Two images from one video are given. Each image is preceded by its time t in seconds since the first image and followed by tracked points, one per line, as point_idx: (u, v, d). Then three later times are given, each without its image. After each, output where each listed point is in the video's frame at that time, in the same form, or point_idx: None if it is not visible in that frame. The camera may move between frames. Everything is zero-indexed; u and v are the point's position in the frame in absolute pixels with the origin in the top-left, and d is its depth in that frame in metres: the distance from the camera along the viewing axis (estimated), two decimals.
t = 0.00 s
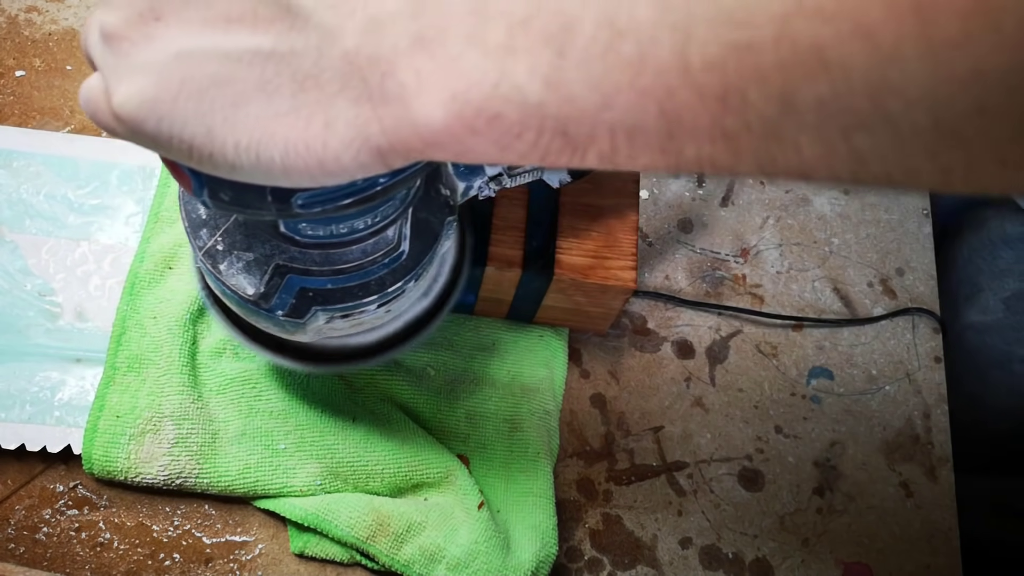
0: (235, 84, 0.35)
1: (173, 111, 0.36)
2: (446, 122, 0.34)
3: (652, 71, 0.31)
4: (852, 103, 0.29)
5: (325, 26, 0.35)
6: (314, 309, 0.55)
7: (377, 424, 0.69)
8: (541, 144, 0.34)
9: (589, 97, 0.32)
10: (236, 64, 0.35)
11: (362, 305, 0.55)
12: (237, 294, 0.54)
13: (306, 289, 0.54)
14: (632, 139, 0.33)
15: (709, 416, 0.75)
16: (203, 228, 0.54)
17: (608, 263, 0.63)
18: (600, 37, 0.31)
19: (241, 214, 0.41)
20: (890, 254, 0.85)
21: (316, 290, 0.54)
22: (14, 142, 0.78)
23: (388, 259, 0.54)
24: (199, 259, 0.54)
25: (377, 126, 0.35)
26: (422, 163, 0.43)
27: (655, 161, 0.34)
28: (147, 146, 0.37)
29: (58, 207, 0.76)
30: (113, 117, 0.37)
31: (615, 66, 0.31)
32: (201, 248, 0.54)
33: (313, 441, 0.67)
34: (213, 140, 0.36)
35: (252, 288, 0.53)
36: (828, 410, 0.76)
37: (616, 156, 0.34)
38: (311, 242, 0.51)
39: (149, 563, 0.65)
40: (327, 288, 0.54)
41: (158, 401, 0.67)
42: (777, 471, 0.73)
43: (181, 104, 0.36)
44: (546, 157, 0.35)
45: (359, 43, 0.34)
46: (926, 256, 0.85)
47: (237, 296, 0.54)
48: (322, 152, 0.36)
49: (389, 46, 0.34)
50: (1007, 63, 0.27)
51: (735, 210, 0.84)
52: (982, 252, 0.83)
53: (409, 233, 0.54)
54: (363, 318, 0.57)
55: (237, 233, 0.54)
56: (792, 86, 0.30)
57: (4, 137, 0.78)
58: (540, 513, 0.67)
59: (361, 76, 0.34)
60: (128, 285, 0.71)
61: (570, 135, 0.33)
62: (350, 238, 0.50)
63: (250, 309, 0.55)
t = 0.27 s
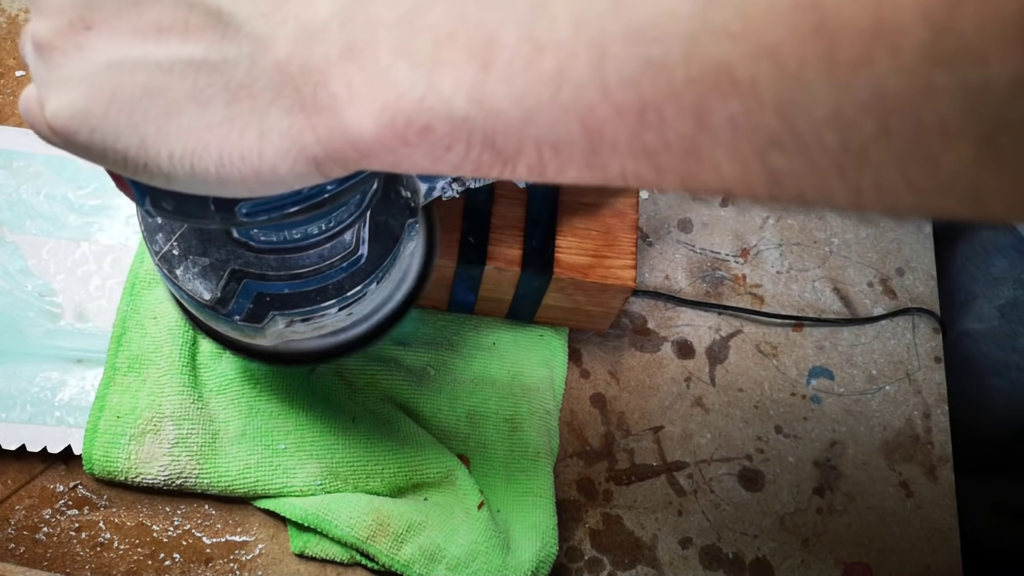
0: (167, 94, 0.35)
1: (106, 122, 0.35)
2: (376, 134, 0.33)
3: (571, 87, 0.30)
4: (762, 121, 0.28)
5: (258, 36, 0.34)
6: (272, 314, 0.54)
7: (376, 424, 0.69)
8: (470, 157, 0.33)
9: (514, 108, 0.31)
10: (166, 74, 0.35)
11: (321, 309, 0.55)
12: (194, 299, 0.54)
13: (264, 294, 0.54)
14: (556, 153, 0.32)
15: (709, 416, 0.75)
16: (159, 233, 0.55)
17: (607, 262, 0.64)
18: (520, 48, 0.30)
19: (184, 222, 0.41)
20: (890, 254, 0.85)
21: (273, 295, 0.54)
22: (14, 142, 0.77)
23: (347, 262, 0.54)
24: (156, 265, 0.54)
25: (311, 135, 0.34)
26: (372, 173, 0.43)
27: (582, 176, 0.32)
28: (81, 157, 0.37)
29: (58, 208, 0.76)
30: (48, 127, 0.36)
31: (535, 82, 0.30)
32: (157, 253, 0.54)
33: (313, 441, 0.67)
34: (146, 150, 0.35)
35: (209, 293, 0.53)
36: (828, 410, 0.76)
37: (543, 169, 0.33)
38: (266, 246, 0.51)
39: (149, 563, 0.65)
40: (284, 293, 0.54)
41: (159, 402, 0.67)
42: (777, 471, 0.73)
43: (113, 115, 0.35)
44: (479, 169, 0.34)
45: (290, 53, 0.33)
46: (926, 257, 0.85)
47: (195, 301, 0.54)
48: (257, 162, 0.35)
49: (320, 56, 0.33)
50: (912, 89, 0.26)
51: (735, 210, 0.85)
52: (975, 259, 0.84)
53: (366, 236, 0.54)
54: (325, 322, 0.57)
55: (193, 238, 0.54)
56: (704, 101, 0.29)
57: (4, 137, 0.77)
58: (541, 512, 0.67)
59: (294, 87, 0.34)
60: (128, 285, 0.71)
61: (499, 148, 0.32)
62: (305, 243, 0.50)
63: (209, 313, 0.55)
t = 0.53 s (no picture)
0: (146, 122, 0.34)
1: (84, 153, 0.34)
2: (357, 161, 0.32)
3: (550, 116, 0.29)
4: (745, 151, 0.28)
5: (237, 61, 0.33)
6: (261, 337, 0.53)
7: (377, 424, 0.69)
8: (451, 184, 0.32)
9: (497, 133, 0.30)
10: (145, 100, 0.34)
11: (313, 331, 0.54)
12: (183, 324, 0.53)
13: (253, 317, 0.53)
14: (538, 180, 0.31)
15: (709, 416, 0.75)
16: (145, 258, 0.54)
17: (607, 261, 0.64)
18: (499, 75, 0.30)
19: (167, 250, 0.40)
20: (890, 254, 0.85)
21: (263, 317, 0.53)
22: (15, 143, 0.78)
23: (336, 283, 0.53)
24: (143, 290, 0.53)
25: (292, 161, 0.33)
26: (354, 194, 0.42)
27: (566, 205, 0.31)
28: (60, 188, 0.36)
29: (58, 208, 0.76)
30: (26, 159, 0.35)
31: (515, 108, 0.30)
32: (143, 278, 0.53)
33: (313, 441, 0.67)
34: (125, 180, 0.34)
35: (197, 318, 0.52)
36: (828, 410, 0.76)
37: (526, 196, 0.31)
38: (254, 270, 0.50)
39: (149, 563, 0.65)
40: (273, 317, 0.53)
41: (159, 402, 0.67)
42: (777, 471, 0.73)
43: (92, 145, 0.34)
44: (460, 196, 0.33)
45: (269, 79, 0.32)
46: (926, 256, 0.85)
47: (183, 326, 0.53)
48: (239, 188, 0.34)
49: (298, 82, 0.32)
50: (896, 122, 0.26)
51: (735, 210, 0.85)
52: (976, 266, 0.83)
53: (356, 256, 0.54)
54: (317, 343, 0.56)
55: (180, 263, 0.53)
56: (685, 132, 0.28)
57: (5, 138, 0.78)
58: (541, 512, 0.67)
59: (274, 112, 0.33)
60: (129, 285, 0.71)
61: (479, 174, 0.31)
62: (294, 265, 0.50)
63: (199, 339, 0.54)
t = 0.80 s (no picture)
0: (159, 96, 0.34)
1: (97, 126, 0.34)
2: (367, 137, 0.32)
3: (560, 94, 0.29)
4: (751, 133, 0.28)
5: (250, 37, 0.33)
6: (267, 322, 0.54)
7: (377, 424, 0.68)
8: (461, 162, 0.32)
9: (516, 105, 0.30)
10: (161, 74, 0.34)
11: (317, 317, 0.54)
12: (189, 308, 0.53)
13: (260, 303, 0.53)
14: (549, 158, 0.31)
15: (709, 416, 0.75)
16: (152, 242, 0.54)
17: (607, 260, 0.64)
18: (509, 55, 0.29)
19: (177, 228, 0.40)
20: (890, 253, 0.85)
21: (269, 303, 0.53)
22: (16, 143, 0.78)
23: (342, 270, 0.53)
24: (151, 275, 0.53)
25: (304, 138, 0.33)
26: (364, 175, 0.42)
27: (577, 180, 0.32)
28: (72, 163, 0.36)
29: (58, 208, 0.76)
30: (40, 134, 0.35)
31: (523, 87, 0.30)
32: (152, 263, 0.53)
33: (313, 441, 0.67)
34: (138, 152, 0.34)
35: (205, 302, 0.52)
36: (828, 410, 0.76)
37: (535, 172, 0.32)
38: (261, 254, 0.49)
39: (149, 563, 0.65)
40: (279, 302, 0.53)
41: (159, 402, 0.67)
42: (777, 471, 0.73)
43: (105, 118, 0.34)
44: (470, 171, 0.33)
45: (283, 54, 0.33)
46: (926, 256, 0.85)
47: (191, 310, 0.53)
48: (251, 163, 0.34)
49: (311, 58, 0.32)
50: (898, 104, 0.27)
51: (734, 210, 0.85)
52: (992, 270, 0.81)
53: (363, 243, 0.53)
54: (322, 330, 0.56)
55: (186, 248, 0.52)
56: (695, 114, 0.29)
57: (5, 138, 0.78)
58: (540, 512, 0.67)
59: (286, 88, 0.33)
60: (129, 285, 0.71)
61: (489, 151, 0.32)
62: (302, 250, 0.49)
63: (205, 322, 0.54)
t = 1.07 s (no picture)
0: None
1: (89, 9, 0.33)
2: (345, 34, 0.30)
3: None
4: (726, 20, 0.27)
5: None
6: (252, 250, 0.53)
7: (377, 424, 0.68)
8: (432, 62, 0.30)
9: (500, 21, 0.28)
10: None
11: (302, 250, 0.54)
12: (176, 233, 0.52)
13: (244, 229, 0.52)
14: (511, 56, 0.29)
15: (709, 415, 0.75)
16: (144, 166, 0.53)
17: (606, 257, 0.64)
18: None
19: (164, 127, 0.40)
20: (890, 253, 0.85)
21: (255, 231, 0.52)
22: (17, 143, 0.78)
23: (328, 203, 0.52)
24: (142, 199, 0.53)
25: (285, 35, 0.31)
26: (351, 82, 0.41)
27: (535, 82, 0.30)
28: (69, 52, 0.35)
29: (58, 208, 0.76)
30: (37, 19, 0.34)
31: None
32: (143, 187, 0.53)
33: (314, 440, 0.67)
34: (128, 38, 0.33)
35: (191, 227, 0.52)
36: (828, 410, 0.76)
37: (499, 74, 0.30)
38: (247, 177, 0.49)
39: (149, 563, 0.65)
40: (264, 229, 0.52)
41: (158, 402, 0.67)
42: (777, 471, 0.74)
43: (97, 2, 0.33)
44: (440, 73, 0.30)
45: None
46: (925, 256, 0.85)
47: (177, 236, 0.52)
48: (233, 55, 0.32)
49: None
50: None
51: (734, 210, 0.85)
52: (989, 261, 0.83)
53: (349, 177, 0.53)
54: (307, 266, 0.56)
55: (177, 171, 0.51)
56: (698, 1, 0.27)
57: (6, 138, 0.78)
58: (540, 512, 0.67)
59: None
60: (129, 286, 0.71)
61: (455, 49, 0.29)
62: (286, 173, 0.49)
63: (190, 250, 0.54)
